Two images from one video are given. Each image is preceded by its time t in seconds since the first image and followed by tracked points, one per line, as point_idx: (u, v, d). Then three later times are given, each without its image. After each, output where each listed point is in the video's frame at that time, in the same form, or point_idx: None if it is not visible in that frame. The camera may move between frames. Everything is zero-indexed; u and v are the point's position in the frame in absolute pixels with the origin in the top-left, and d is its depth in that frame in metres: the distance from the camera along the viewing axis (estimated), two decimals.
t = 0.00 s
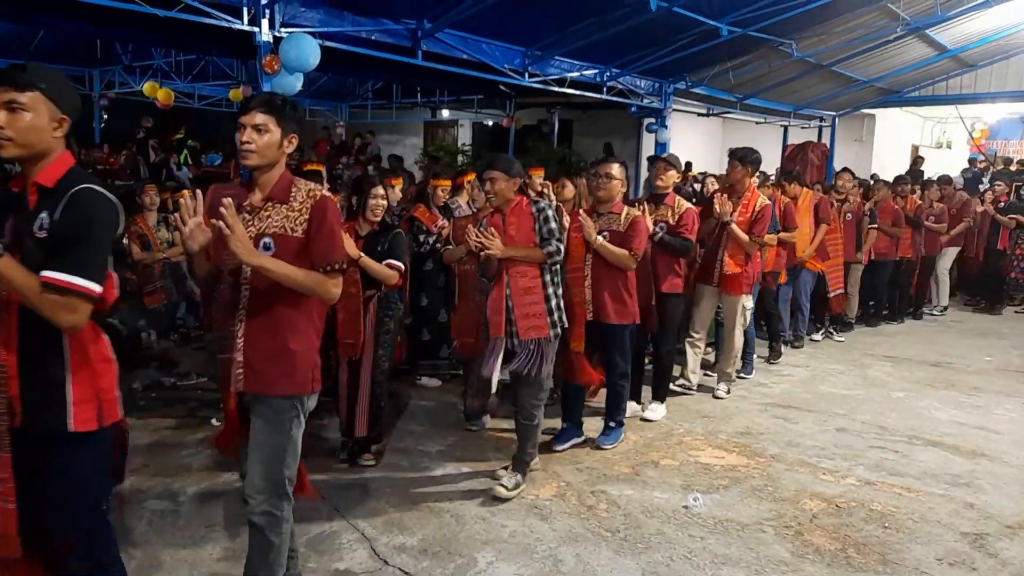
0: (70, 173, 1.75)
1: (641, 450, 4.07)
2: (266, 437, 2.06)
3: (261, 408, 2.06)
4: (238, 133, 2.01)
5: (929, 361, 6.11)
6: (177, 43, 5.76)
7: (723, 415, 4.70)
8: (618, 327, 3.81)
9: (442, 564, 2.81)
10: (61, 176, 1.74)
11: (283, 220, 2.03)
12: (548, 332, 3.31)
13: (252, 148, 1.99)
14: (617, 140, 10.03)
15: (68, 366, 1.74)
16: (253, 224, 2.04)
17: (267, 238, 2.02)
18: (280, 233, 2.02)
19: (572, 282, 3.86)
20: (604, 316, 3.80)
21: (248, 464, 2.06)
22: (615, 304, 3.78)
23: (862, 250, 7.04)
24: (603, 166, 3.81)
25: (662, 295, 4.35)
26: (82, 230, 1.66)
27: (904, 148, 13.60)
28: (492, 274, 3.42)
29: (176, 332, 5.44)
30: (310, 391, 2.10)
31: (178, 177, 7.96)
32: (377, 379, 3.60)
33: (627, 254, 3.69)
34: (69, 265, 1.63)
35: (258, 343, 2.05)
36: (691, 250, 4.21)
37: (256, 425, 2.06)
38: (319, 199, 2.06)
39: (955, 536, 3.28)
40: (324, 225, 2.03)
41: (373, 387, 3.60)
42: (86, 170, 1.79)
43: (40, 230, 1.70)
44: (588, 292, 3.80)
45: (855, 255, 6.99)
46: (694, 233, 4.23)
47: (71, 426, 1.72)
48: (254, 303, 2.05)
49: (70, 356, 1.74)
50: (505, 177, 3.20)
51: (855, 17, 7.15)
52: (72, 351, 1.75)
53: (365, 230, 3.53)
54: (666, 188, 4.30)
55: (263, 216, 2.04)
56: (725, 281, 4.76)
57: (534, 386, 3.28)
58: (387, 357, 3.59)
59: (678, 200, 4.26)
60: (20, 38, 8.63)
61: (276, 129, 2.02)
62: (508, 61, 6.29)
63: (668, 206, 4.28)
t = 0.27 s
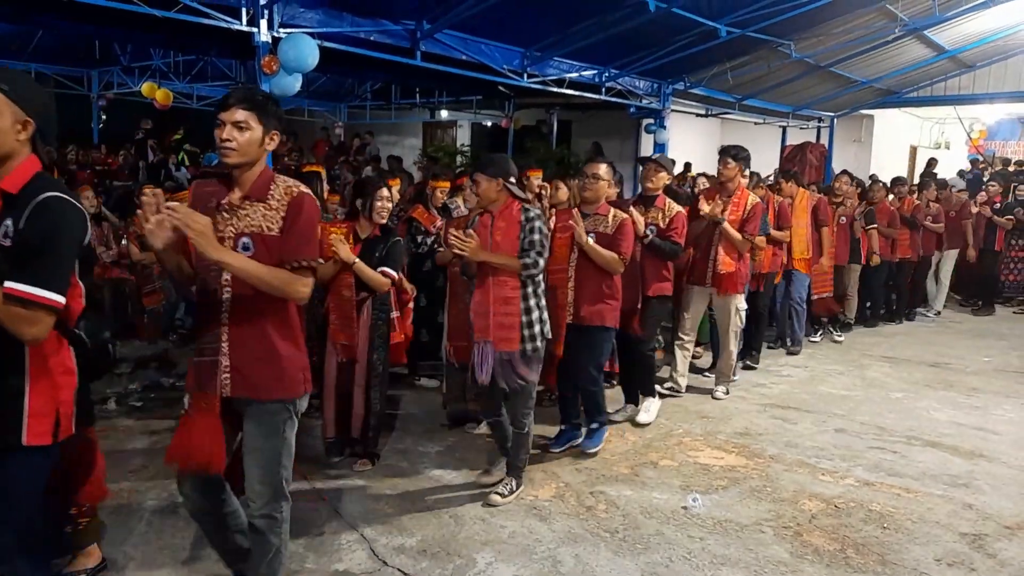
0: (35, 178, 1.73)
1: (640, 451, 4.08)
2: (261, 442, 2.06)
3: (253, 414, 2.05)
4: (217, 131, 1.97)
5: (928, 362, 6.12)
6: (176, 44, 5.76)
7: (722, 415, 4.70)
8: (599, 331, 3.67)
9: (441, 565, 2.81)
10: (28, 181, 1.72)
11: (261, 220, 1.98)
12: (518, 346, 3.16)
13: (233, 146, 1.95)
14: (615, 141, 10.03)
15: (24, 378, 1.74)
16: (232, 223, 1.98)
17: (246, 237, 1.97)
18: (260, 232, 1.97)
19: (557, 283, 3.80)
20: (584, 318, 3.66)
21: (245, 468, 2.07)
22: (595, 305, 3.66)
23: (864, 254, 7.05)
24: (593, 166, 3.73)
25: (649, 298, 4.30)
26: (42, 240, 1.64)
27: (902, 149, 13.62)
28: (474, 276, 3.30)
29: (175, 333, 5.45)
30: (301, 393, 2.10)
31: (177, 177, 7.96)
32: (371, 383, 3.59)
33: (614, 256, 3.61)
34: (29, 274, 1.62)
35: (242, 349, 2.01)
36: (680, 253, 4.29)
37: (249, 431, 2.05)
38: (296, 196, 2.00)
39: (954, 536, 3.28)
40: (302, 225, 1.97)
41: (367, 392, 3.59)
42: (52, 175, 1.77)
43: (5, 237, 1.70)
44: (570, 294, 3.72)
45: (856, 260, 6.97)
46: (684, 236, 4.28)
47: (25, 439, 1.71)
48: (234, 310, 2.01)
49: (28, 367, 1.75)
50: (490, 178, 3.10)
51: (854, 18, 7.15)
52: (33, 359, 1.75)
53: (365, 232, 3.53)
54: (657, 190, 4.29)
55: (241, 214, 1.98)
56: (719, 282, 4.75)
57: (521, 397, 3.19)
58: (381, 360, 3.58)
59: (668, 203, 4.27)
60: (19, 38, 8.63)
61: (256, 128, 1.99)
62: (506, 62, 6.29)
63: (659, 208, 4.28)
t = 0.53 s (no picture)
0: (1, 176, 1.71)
1: (636, 451, 4.10)
2: (208, 459, 1.97)
3: (206, 430, 1.98)
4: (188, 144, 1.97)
5: (921, 363, 6.16)
6: (173, 46, 5.76)
7: (717, 415, 4.73)
8: (587, 336, 3.62)
9: (437, 565, 2.83)
10: None
11: (228, 236, 1.96)
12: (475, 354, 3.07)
13: (202, 160, 1.96)
14: (612, 143, 10.07)
15: None
16: (203, 237, 1.98)
17: (213, 252, 1.95)
18: (225, 249, 1.95)
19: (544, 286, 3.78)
20: (572, 323, 3.63)
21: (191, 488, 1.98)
22: (581, 313, 3.61)
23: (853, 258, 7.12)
24: (580, 171, 3.68)
25: (640, 302, 4.14)
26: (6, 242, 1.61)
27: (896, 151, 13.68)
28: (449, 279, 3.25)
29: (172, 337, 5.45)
30: (259, 412, 2.01)
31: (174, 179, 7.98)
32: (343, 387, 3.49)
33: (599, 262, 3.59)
34: None
35: (202, 362, 1.98)
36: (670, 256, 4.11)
37: (199, 447, 1.98)
38: (264, 213, 1.97)
39: (947, 535, 3.31)
40: (266, 242, 1.93)
41: (337, 397, 3.49)
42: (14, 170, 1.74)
43: None
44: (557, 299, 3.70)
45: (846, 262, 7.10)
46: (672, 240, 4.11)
47: None
48: (197, 323, 1.98)
49: None
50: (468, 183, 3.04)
51: (848, 21, 7.19)
52: None
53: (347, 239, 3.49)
54: (645, 193, 4.12)
55: (211, 228, 1.97)
56: (698, 283, 4.74)
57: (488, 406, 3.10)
58: (356, 364, 3.51)
59: (656, 205, 4.13)
60: (16, 39, 8.64)
61: (226, 142, 1.99)
62: (502, 65, 6.31)
63: (647, 211, 4.14)
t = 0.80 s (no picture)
0: None
1: (630, 451, 4.12)
2: (184, 463, 2.05)
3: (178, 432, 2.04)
4: (165, 135, 1.97)
5: (915, 363, 6.19)
6: (169, 48, 5.77)
7: (711, 416, 4.75)
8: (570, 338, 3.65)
9: (432, 565, 2.85)
10: None
11: (199, 229, 1.98)
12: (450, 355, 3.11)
13: (183, 153, 1.97)
14: (607, 144, 10.10)
15: None
16: (173, 229, 2.02)
17: (182, 245, 1.99)
18: (193, 242, 1.98)
19: (522, 288, 3.72)
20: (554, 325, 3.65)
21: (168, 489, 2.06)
22: (564, 316, 3.64)
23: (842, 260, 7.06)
24: (564, 172, 3.65)
25: (624, 305, 4.17)
26: None
27: (890, 152, 13.74)
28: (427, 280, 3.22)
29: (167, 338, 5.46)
30: (233, 413, 2.07)
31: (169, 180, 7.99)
32: (327, 389, 3.40)
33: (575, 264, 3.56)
34: None
35: (171, 364, 2.02)
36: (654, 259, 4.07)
37: (173, 450, 2.05)
38: (238, 205, 1.99)
39: (940, 535, 3.33)
40: (237, 238, 1.96)
41: (319, 397, 3.40)
42: None
43: None
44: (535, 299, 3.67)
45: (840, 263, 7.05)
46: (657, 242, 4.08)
47: None
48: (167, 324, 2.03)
49: None
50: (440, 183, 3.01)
51: (842, 24, 7.22)
52: None
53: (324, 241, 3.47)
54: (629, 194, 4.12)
55: (181, 221, 2.01)
56: (679, 284, 4.74)
57: (469, 404, 3.08)
58: (343, 365, 3.40)
59: (641, 207, 4.11)
60: (10, 40, 8.63)
61: (204, 135, 2.00)
62: (497, 67, 6.32)
63: (631, 212, 4.12)
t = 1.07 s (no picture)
0: None
1: (628, 452, 4.12)
2: (181, 465, 2.04)
3: (172, 434, 2.03)
4: (138, 130, 1.94)
5: (912, 364, 6.20)
6: (167, 48, 5.77)
7: (709, 416, 4.76)
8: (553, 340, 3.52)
9: (430, 566, 2.85)
10: None
11: (178, 226, 1.95)
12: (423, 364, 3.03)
13: (155, 147, 1.94)
14: (605, 144, 10.11)
15: None
16: (150, 227, 1.97)
17: (161, 243, 1.95)
18: (174, 238, 1.95)
19: (506, 290, 3.64)
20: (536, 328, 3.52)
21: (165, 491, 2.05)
22: (547, 318, 3.50)
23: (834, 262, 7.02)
24: (552, 171, 3.53)
25: (610, 308, 4.02)
26: None
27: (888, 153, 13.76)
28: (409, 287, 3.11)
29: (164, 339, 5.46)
30: (224, 412, 2.07)
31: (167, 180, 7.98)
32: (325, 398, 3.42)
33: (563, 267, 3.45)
34: None
35: (160, 365, 1.98)
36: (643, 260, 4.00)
37: (168, 454, 2.03)
38: (217, 201, 1.98)
39: (936, 536, 3.34)
40: (220, 235, 1.95)
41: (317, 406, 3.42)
42: None
43: None
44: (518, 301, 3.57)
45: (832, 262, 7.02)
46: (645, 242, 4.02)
47: None
48: (149, 326, 1.98)
49: None
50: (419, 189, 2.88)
51: (839, 24, 7.24)
52: None
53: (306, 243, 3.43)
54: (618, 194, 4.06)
55: (159, 219, 1.96)
56: (667, 284, 4.62)
57: (459, 413, 2.96)
58: (339, 372, 3.44)
59: (630, 207, 4.05)
60: (7, 40, 8.63)
61: (179, 130, 1.97)
62: (495, 67, 6.32)
63: (620, 212, 4.06)
